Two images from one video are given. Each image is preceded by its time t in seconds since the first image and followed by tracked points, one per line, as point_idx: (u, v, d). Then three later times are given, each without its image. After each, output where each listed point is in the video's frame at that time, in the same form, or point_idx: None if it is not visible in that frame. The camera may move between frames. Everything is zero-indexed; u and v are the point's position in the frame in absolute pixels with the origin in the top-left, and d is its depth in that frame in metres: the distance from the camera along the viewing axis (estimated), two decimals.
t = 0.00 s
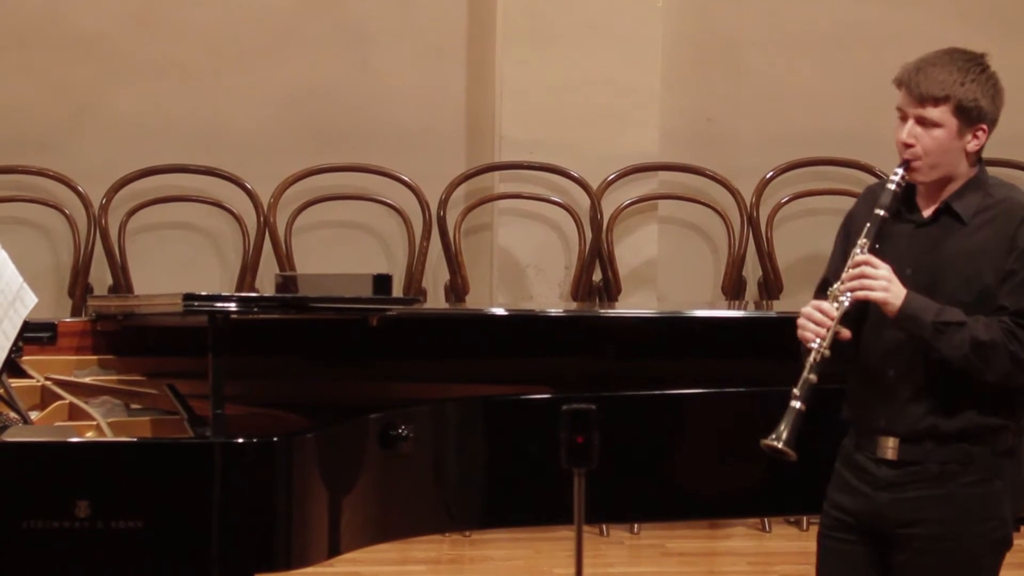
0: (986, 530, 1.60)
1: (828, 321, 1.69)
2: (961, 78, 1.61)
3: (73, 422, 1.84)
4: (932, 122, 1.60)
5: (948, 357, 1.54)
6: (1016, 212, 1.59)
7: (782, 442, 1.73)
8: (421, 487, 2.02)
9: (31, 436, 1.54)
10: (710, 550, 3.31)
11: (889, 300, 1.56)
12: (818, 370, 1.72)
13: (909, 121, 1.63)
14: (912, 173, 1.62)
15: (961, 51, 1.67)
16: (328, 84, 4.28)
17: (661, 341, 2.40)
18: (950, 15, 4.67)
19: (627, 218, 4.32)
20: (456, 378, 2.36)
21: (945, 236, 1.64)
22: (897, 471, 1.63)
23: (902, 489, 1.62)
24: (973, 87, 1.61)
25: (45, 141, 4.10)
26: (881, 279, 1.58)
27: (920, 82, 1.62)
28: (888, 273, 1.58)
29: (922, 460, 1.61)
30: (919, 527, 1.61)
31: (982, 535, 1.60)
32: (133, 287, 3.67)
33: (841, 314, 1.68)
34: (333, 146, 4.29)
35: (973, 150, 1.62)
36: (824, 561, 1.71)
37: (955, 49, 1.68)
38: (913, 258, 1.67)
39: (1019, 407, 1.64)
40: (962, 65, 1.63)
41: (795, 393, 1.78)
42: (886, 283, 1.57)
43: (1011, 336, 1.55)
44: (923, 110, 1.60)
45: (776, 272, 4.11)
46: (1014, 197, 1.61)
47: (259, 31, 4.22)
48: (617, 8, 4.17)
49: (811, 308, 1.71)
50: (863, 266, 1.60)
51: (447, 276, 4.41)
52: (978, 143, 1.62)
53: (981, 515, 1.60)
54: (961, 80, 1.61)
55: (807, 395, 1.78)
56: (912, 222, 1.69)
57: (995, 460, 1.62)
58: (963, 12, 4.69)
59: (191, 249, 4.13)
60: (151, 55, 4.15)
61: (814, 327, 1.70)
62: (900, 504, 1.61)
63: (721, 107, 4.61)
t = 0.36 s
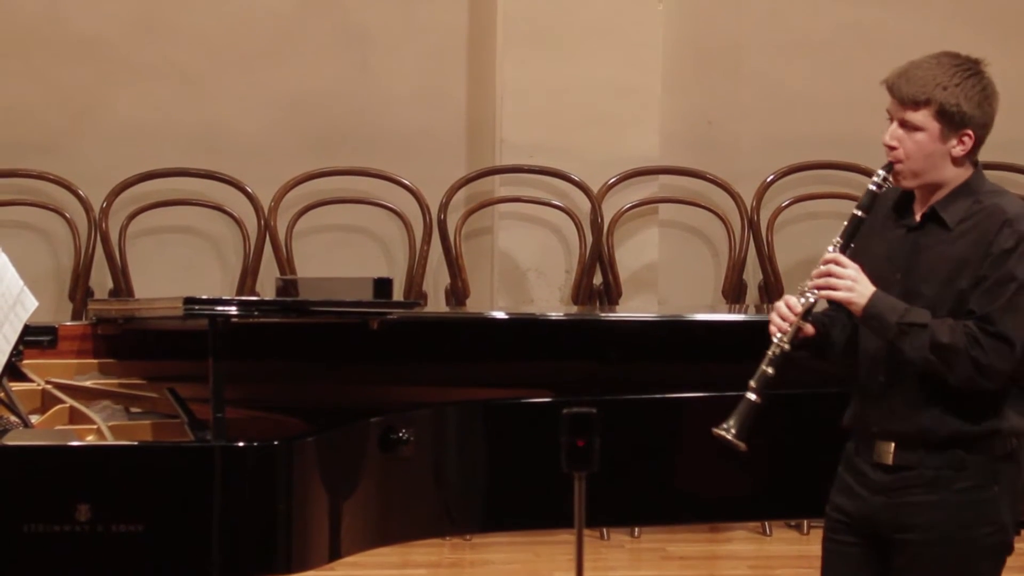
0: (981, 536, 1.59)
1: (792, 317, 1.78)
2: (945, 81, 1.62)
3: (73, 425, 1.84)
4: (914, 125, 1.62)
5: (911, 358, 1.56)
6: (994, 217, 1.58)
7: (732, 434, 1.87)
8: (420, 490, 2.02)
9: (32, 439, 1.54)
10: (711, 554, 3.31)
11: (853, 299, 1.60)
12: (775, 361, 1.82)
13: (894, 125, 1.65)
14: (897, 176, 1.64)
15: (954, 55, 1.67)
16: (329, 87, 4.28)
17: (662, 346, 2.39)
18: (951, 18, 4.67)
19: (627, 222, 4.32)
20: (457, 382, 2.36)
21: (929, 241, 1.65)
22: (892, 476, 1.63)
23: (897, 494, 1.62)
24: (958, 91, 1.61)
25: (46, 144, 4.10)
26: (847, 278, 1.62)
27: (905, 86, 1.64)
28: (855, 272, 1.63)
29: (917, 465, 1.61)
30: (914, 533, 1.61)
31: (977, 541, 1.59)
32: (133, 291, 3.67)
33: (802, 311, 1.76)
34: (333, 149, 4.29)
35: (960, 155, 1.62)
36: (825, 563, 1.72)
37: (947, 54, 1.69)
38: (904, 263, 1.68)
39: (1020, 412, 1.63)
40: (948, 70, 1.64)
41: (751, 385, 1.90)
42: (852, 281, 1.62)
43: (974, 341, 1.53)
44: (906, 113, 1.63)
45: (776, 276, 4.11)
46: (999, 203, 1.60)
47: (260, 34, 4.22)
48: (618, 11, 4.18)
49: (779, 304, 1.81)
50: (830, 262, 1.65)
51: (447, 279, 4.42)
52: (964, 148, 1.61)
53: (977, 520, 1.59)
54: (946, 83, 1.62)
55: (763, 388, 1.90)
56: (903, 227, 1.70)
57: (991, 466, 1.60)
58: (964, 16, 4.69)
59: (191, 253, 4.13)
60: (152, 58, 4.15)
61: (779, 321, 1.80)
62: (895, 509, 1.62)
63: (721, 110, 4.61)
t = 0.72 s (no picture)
0: (982, 539, 1.59)
1: (812, 332, 1.72)
2: (952, 89, 1.62)
3: (73, 429, 1.84)
4: (922, 134, 1.62)
5: (934, 368, 1.54)
6: (1003, 222, 1.59)
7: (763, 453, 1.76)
8: (420, 493, 2.02)
9: (32, 442, 1.54)
10: (711, 557, 3.30)
11: (874, 312, 1.57)
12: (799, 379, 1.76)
13: (900, 133, 1.64)
14: (903, 184, 1.64)
15: (954, 62, 1.68)
16: (330, 91, 4.28)
17: (661, 350, 2.39)
18: (952, 22, 4.67)
19: (626, 226, 4.32)
20: (458, 385, 2.36)
21: (938, 249, 1.65)
22: (894, 479, 1.63)
23: (900, 497, 1.62)
24: (965, 98, 1.62)
25: (46, 148, 4.10)
26: (868, 290, 1.58)
27: (911, 94, 1.63)
28: (874, 284, 1.59)
29: (920, 468, 1.61)
30: (917, 536, 1.60)
31: (979, 544, 1.59)
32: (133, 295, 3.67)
33: (825, 325, 1.71)
34: (334, 153, 4.30)
35: (965, 162, 1.63)
36: (824, 567, 1.71)
37: (948, 61, 1.69)
38: (909, 270, 1.69)
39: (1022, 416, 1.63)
40: (953, 78, 1.64)
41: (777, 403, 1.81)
42: (872, 293, 1.58)
43: (998, 347, 1.54)
44: (914, 121, 1.62)
45: (777, 280, 4.11)
46: (1004, 207, 1.61)
47: (261, 37, 4.23)
48: (618, 14, 4.18)
49: (795, 319, 1.74)
50: (852, 274, 1.60)
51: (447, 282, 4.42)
52: (969, 155, 1.63)
53: (979, 524, 1.59)
54: (953, 91, 1.62)
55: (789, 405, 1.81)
56: (907, 234, 1.71)
57: (992, 470, 1.61)
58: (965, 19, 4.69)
59: (192, 256, 4.13)
60: (153, 61, 4.16)
61: (799, 336, 1.73)
62: (898, 513, 1.61)
63: (722, 114, 4.62)
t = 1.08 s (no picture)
0: (987, 540, 1.59)
1: (794, 316, 1.78)
2: (956, 84, 1.62)
3: (75, 429, 1.84)
4: (922, 126, 1.62)
5: (913, 358, 1.55)
6: (1001, 221, 1.58)
7: (733, 430, 1.84)
8: (421, 494, 2.02)
9: (35, 443, 1.54)
10: (713, 557, 3.30)
11: (855, 298, 1.60)
12: (777, 359, 1.81)
13: (902, 125, 1.65)
14: (902, 176, 1.65)
15: (963, 58, 1.68)
16: (331, 91, 4.28)
17: (663, 350, 2.39)
18: (953, 21, 4.67)
19: (629, 226, 4.32)
20: (459, 385, 2.36)
21: (935, 243, 1.65)
22: (898, 480, 1.63)
23: (903, 497, 1.62)
24: (967, 94, 1.62)
25: (48, 148, 4.11)
26: (850, 276, 1.62)
27: (914, 86, 1.64)
28: (858, 271, 1.62)
29: (924, 469, 1.61)
30: (921, 537, 1.60)
31: (983, 545, 1.59)
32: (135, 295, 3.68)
33: (805, 310, 1.76)
34: (334, 153, 4.30)
35: (966, 158, 1.63)
36: (828, 567, 1.72)
37: (955, 58, 1.69)
38: (908, 265, 1.69)
39: None
40: (957, 73, 1.64)
41: (752, 382, 1.86)
42: (854, 280, 1.61)
43: (976, 343, 1.53)
44: (914, 113, 1.63)
45: (779, 280, 4.11)
46: (1004, 206, 1.60)
47: (262, 37, 4.23)
48: (619, 14, 4.18)
49: (782, 301, 1.81)
50: (835, 262, 1.65)
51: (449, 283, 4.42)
52: (970, 151, 1.62)
53: (983, 525, 1.58)
54: (956, 86, 1.62)
55: (764, 386, 1.86)
56: (907, 229, 1.71)
57: (997, 470, 1.60)
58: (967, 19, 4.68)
59: (193, 256, 4.14)
60: (154, 61, 4.16)
61: (780, 318, 1.80)
62: (901, 513, 1.61)
63: (723, 114, 4.62)
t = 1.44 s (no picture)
0: (1007, 537, 1.58)
1: (843, 337, 1.71)
2: (973, 88, 1.61)
3: (89, 427, 1.85)
4: (945, 134, 1.60)
5: (964, 368, 1.55)
6: None
7: (799, 459, 1.78)
8: (435, 493, 2.02)
9: (48, 442, 1.54)
10: (728, 556, 3.29)
11: (903, 314, 1.56)
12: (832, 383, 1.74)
13: (922, 133, 1.63)
14: (926, 185, 1.62)
15: (972, 61, 1.67)
16: (344, 91, 4.29)
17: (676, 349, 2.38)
18: (968, 18, 4.64)
19: (643, 225, 4.31)
20: (472, 383, 2.36)
21: (959, 247, 1.64)
22: (915, 479, 1.61)
23: (920, 497, 1.60)
24: (986, 97, 1.61)
25: (62, 148, 4.12)
26: (896, 293, 1.57)
27: (933, 94, 1.62)
28: (902, 286, 1.58)
29: (942, 468, 1.60)
30: (940, 536, 1.59)
31: (1003, 542, 1.58)
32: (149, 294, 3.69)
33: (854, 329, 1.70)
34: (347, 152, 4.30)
35: (986, 161, 1.63)
36: (842, 570, 1.69)
37: (965, 61, 1.68)
38: (930, 269, 1.68)
39: None
40: (972, 77, 1.63)
41: (811, 409, 1.83)
42: (901, 296, 1.57)
43: None
44: (936, 121, 1.61)
45: (792, 279, 4.09)
46: None
47: (274, 37, 4.23)
48: (632, 13, 4.17)
49: (825, 323, 1.73)
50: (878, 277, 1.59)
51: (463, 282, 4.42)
52: (990, 153, 1.62)
53: (1007, 522, 1.58)
54: (973, 90, 1.61)
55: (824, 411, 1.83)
56: (928, 234, 1.70)
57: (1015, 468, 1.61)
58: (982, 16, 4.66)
59: (208, 256, 4.15)
60: (167, 61, 4.17)
61: (830, 341, 1.72)
62: (919, 512, 1.60)
63: (736, 112, 4.60)
